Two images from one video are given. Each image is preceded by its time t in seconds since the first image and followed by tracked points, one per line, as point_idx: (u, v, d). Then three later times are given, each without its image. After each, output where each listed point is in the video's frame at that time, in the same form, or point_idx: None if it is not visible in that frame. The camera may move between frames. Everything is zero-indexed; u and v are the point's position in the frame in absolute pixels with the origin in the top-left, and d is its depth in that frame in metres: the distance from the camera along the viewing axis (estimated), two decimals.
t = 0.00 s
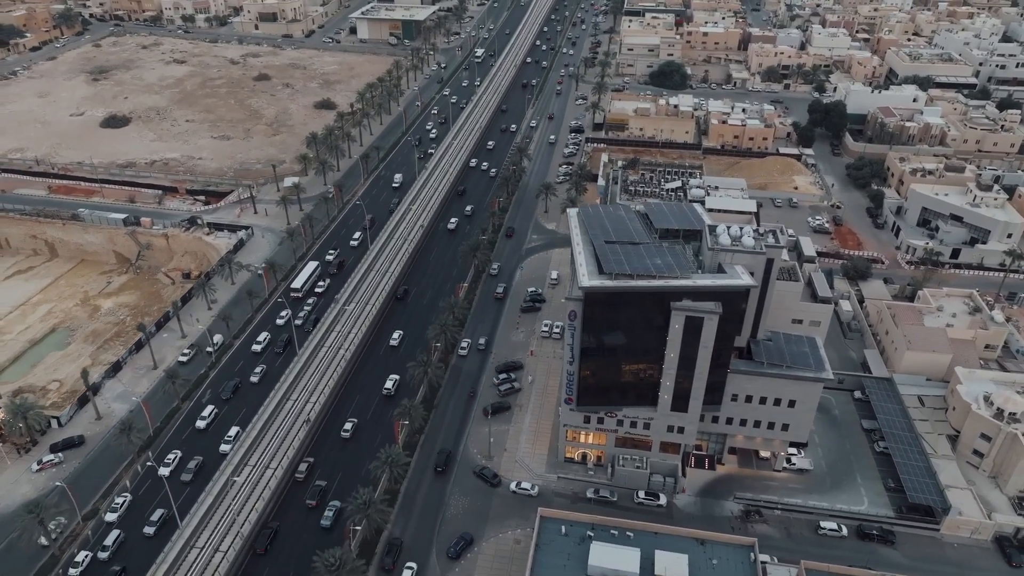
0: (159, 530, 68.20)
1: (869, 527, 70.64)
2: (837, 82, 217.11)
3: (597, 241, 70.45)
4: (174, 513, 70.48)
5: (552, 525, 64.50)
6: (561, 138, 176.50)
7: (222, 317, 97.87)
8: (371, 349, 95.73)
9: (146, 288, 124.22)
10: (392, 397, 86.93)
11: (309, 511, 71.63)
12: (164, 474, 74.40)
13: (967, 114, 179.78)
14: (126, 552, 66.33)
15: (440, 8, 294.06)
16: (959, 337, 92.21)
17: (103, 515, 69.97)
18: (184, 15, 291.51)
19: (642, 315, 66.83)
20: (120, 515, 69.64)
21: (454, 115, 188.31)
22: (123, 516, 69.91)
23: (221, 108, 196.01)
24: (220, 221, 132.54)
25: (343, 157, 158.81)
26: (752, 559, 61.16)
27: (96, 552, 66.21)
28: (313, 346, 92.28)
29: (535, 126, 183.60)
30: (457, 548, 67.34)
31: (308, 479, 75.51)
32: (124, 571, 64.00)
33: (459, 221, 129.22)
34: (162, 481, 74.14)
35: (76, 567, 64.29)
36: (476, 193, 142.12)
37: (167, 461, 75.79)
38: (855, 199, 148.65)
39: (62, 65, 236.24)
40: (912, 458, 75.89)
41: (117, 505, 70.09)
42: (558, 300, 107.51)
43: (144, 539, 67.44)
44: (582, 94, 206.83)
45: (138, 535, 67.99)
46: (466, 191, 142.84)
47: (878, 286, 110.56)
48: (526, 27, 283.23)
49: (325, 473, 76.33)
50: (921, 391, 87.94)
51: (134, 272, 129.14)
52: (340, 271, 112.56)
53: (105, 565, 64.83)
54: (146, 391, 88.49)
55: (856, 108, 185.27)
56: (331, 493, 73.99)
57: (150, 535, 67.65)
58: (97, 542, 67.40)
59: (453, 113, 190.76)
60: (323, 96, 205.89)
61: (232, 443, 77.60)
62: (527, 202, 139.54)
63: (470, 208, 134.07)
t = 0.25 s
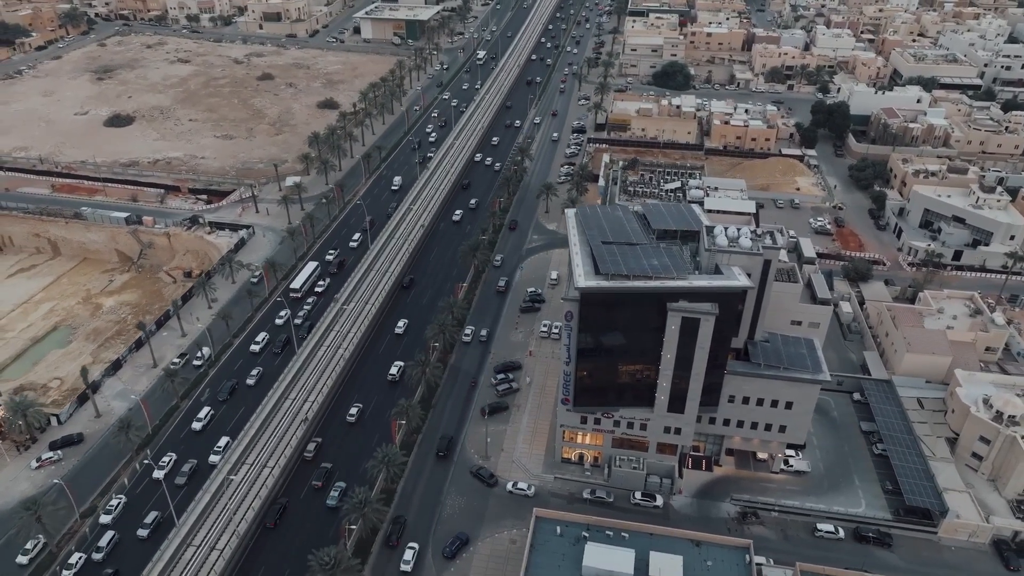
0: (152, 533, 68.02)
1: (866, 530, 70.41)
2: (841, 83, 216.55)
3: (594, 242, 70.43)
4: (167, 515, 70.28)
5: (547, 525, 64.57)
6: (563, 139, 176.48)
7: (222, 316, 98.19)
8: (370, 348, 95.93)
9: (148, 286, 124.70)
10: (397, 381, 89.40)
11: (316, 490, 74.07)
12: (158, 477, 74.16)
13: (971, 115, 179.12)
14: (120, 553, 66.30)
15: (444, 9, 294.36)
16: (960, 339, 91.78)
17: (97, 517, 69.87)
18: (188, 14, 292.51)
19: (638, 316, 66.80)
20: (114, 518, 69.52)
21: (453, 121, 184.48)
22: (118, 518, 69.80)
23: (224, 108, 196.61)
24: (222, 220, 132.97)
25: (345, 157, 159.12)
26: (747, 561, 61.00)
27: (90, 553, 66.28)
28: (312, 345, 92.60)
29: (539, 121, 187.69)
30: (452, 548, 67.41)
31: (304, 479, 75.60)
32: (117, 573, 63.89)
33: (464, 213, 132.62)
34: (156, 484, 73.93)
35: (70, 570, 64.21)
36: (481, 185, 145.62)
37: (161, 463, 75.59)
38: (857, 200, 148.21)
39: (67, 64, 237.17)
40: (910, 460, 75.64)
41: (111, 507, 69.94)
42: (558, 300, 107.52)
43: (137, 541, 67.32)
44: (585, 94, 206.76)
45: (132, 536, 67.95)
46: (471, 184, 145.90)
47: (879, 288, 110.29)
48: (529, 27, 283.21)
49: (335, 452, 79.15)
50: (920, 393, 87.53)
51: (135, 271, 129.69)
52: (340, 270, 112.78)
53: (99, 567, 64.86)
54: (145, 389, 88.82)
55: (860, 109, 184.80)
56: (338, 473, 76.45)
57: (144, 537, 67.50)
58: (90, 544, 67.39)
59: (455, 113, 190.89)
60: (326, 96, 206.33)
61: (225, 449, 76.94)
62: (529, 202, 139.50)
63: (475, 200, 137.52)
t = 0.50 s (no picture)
0: (145, 535, 67.80)
1: (863, 532, 70.17)
2: (845, 84, 215.80)
3: (591, 242, 70.40)
4: (161, 518, 70.06)
5: (543, 526, 64.57)
6: (565, 139, 176.33)
7: (222, 315, 98.49)
8: (369, 348, 96.14)
9: (149, 285, 125.12)
10: (401, 368, 91.73)
11: (321, 473, 76.30)
12: (152, 481, 73.80)
13: (976, 116, 178.20)
14: (114, 554, 66.24)
15: (448, 9, 294.51)
16: (960, 342, 91.19)
17: (91, 519, 69.72)
18: (193, 14, 293.49)
19: (635, 316, 66.74)
20: (108, 520, 69.36)
21: (454, 124, 182.79)
22: (113, 520, 69.62)
23: (227, 107, 197.19)
24: (224, 219, 133.42)
25: (347, 156, 159.42)
26: (742, 563, 60.83)
27: (85, 555, 66.19)
28: (312, 344, 92.89)
29: (542, 117, 191.11)
30: (448, 548, 67.45)
31: (301, 479, 75.71)
32: None
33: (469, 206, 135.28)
34: (150, 487, 73.68)
35: (62, 572, 64.05)
36: (486, 178, 149.00)
37: (156, 466, 75.28)
38: (860, 202, 147.57)
39: (72, 63, 238.11)
40: (908, 463, 75.35)
41: (105, 510, 69.81)
42: (557, 301, 107.52)
43: (131, 543, 67.14)
44: (588, 95, 206.56)
45: (126, 538, 67.85)
46: (475, 177, 149.10)
47: (880, 290, 109.89)
48: (533, 27, 282.87)
49: (341, 433, 81.76)
50: (920, 396, 86.80)
51: (138, 269, 130.19)
52: (340, 270, 113.02)
53: (93, 568, 64.83)
54: (145, 387, 89.20)
55: (863, 110, 184.14)
56: (342, 456, 78.69)
57: (137, 540, 67.27)
58: (84, 545, 67.28)
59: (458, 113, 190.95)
60: (329, 95, 206.69)
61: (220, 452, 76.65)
62: (530, 203, 139.38)
63: (479, 195, 139.83)
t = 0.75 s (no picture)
0: (139, 538, 67.57)
1: (860, 535, 69.98)
2: (849, 84, 215.02)
3: (588, 243, 70.37)
4: (154, 520, 69.86)
5: (538, 526, 64.60)
6: (567, 139, 176.20)
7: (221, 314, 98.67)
8: (368, 347, 96.30)
9: (151, 283, 125.65)
10: (407, 354, 94.57)
11: (328, 455, 78.62)
12: (146, 483, 73.43)
13: (980, 118, 177.29)
14: (109, 555, 66.17)
15: (452, 8, 294.72)
16: (960, 344, 90.89)
17: (85, 521, 69.57)
18: (198, 14, 294.47)
19: (631, 317, 66.71)
20: (102, 522, 69.17)
21: (454, 126, 180.14)
22: (107, 522, 69.41)
23: (231, 106, 197.78)
24: (225, 218, 133.89)
25: (348, 156, 159.71)
26: (737, 565, 60.69)
27: (79, 557, 66.06)
28: (311, 343, 93.06)
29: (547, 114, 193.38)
30: (443, 548, 67.54)
31: (298, 478, 75.73)
32: None
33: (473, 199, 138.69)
34: (144, 489, 73.39)
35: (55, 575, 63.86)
36: (490, 173, 151.96)
37: (150, 469, 74.88)
38: (862, 203, 147.14)
39: (77, 63, 239.15)
40: (906, 465, 75.09)
41: (100, 511, 69.67)
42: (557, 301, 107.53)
43: (124, 546, 66.94)
44: (591, 95, 206.39)
45: (121, 540, 67.70)
46: (480, 172, 152.48)
47: (880, 291, 109.52)
48: (537, 26, 282.82)
49: (349, 417, 84.33)
50: (919, 398, 86.57)
51: (140, 268, 130.67)
52: (341, 269, 113.19)
53: (87, 569, 64.77)
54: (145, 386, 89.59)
55: (866, 111, 183.51)
56: (348, 439, 80.97)
57: (131, 542, 67.04)
58: (78, 546, 67.13)
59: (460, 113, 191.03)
60: (332, 95, 207.07)
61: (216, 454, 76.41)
62: (531, 203, 139.26)
63: (484, 189, 142.75)
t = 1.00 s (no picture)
0: (132, 540, 67.40)
1: (857, 537, 69.79)
2: (853, 85, 214.22)
3: (585, 243, 70.34)
4: (148, 522, 69.70)
5: (533, 526, 64.60)
6: (569, 140, 176.07)
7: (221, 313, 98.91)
8: (367, 346, 96.50)
9: (153, 282, 126.11)
10: (412, 342, 96.90)
11: (334, 438, 80.95)
12: (141, 486, 73.25)
13: (984, 119, 176.25)
14: (103, 556, 66.20)
15: (456, 9, 294.93)
16: (960, 346, 90.51)
17: (80, 521, 69.54)
18: (203, 13, 295.43)
19: (627, 318, 66.63)
20: (97, 523, 69.08)
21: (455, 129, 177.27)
22: (101, 525, 69.27)
23: (234, 106, 198.39)
24: (227, 217, 134.35)
25: (350, 155, 159.99)
26: (731, 566, 60.62)
27: (73, 558, 66.05)
28: (310, 342, 93.30)
29: (551, 110, 195.73)
30: (439, 547, 67.64)
31: (295, 478, 75.84)
32: None
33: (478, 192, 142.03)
34: (139, 491, 73.24)
35: None
36: (495, 169, 154.01)
37: (144, 472, 74.63)
38: (865, 205, 146.59)
39: (82, 62, 240.23)
40: (904, 468, 74.79)
41: (95, 512, 69.59)
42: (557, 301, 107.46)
43: (118, 547, 66.81)
44: (593, 95, 206.21)
45: (114, 541, 67.63)
46: (485, 167, 155.51)
47: (881, 293, 109.06)
48: (541, 26, 282.77)
49: (356, 400, 86.97)
50: (918, 400, 86.35)
51: (141, 267, 131.14)
52: (341, 269, 113.44)
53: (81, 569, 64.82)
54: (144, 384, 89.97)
55: (870, 112, 182.88)
56: (354, 423, 83.41)
57: (124, 545, 66.89)
58: (71, 548, 67.09)
59: (463, 112, 191.08)
60: (335, 94, 207.46)
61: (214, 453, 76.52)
62: (532, 203, 139.10)
63: (488, 183, 146.21)
